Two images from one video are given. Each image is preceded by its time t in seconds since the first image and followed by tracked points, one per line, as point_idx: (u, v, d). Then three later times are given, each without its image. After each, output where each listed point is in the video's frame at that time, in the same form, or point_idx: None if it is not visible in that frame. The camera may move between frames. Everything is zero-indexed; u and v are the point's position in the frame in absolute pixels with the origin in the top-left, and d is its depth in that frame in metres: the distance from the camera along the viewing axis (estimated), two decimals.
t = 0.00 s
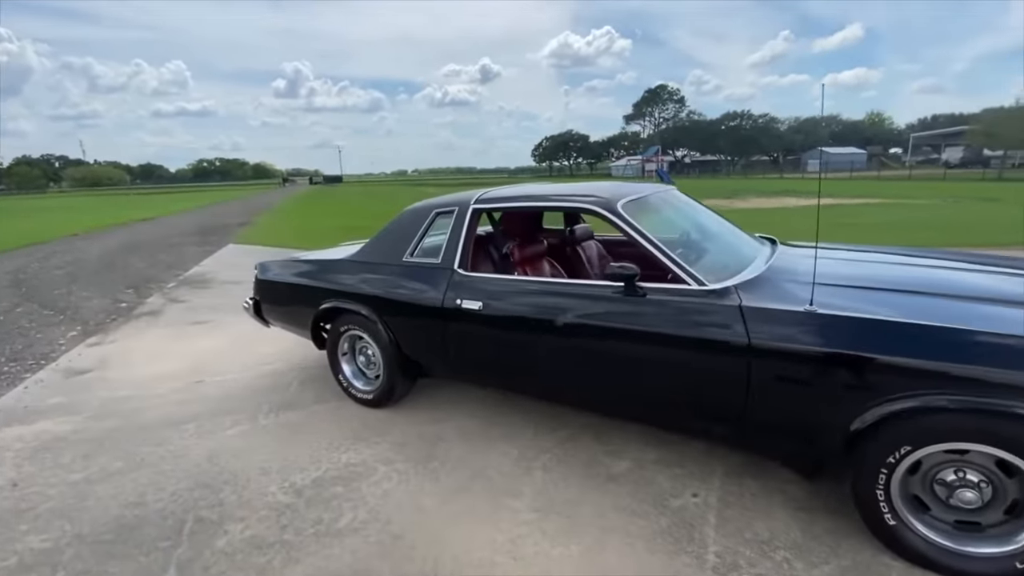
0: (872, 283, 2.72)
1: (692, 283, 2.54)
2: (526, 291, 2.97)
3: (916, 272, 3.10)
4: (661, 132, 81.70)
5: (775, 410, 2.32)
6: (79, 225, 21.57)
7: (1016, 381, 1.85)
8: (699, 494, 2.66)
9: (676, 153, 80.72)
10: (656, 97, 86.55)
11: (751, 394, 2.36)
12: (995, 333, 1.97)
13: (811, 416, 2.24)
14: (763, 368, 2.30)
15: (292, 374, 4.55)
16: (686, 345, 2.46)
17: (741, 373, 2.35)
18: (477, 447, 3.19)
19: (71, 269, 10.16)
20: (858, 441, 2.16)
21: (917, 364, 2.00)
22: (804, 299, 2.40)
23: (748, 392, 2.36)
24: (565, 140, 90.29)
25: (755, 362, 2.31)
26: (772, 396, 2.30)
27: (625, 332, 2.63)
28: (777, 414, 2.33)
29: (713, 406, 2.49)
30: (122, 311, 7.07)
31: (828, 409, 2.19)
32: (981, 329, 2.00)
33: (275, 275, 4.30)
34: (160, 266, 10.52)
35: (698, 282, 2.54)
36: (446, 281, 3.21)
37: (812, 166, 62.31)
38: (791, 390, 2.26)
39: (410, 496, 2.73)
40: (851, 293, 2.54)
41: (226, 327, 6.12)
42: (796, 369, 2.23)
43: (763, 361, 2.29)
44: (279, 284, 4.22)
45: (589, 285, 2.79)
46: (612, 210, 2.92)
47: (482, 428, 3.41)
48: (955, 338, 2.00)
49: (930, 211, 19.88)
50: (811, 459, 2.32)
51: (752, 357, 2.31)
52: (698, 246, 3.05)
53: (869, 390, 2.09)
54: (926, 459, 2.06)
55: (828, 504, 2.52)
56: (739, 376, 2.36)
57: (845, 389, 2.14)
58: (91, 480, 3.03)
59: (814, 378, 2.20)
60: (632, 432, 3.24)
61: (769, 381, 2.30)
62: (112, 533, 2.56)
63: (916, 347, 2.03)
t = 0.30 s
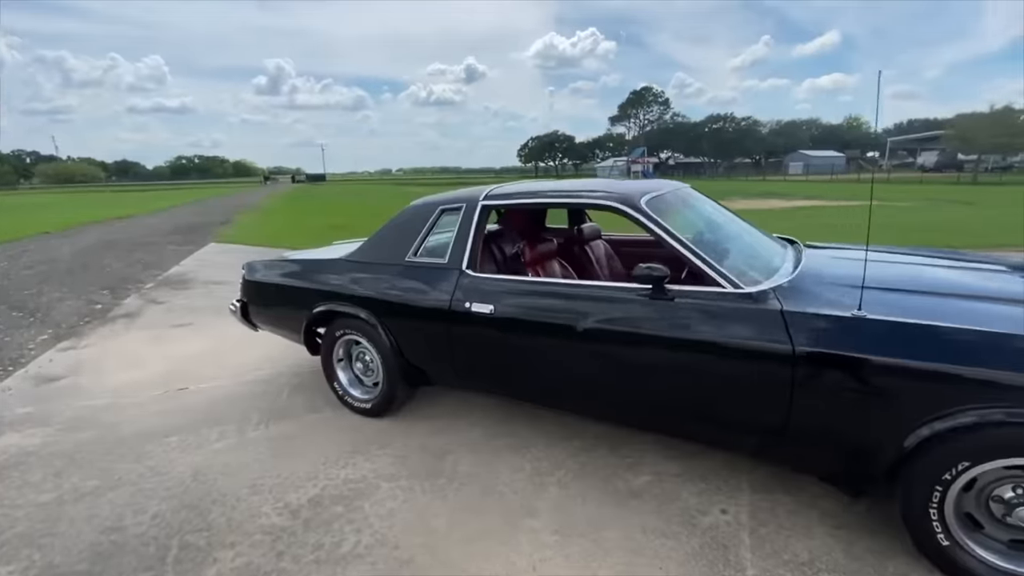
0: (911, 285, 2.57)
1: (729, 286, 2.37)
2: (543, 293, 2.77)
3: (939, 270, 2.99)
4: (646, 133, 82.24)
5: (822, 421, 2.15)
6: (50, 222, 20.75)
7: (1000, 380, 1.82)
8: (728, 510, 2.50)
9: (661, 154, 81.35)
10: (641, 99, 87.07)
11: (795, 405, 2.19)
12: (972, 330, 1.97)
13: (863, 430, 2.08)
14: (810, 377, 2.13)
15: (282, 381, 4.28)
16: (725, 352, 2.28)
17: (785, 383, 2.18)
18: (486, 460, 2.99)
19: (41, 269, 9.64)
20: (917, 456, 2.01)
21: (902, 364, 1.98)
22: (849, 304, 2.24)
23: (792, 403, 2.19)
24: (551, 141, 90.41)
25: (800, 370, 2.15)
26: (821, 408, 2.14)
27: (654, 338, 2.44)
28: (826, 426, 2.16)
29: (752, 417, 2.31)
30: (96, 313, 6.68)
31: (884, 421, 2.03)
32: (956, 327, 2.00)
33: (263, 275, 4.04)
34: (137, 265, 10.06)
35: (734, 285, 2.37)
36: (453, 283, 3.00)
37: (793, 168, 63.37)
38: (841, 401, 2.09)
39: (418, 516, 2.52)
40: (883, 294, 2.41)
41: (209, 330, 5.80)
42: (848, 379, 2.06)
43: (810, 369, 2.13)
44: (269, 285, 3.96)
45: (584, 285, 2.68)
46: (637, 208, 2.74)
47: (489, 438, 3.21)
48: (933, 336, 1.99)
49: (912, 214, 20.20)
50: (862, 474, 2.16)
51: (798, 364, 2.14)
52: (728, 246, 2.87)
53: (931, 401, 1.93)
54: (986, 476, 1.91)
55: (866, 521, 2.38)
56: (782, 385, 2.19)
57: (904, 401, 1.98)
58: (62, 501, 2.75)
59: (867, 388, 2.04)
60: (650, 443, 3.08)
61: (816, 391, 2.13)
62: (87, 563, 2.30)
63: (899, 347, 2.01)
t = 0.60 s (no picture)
0: (939, 298, 2.50)
1: (764, 298, 2.25)
2: (564, 304, 2.62)
3: (958, 279, 2.94)
4: (628, 134, 82.81)
5: (865, 439, 2.06)
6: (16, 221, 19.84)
7: (992, 390, 1.84)
8: (757, 531, 2.39)
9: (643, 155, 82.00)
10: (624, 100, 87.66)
11: (839, 422, 2.09)
12: (954, 339, 2.00)
13: (911, 448, 1.99)
14: (855, 393, 2.04)
15: (273, 394, 4.06)
16: (764, 368, 2.17)
17: (829, 399, 2.08)
18: (498, 480, 2.83)
19: (7, 272, 9.13)
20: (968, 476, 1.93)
21: (900, 373, 1.97)
22: (889, 321, 2.16)
23: (835, 420, 2.09)
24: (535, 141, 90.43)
25: (845, 386, 2.05)
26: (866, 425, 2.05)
27: (687, 352, 2.31)
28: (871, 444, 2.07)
29: (791, 435, 2.21)
30: (68, 321, 6.32)
31: (933, 440, 1.95)
32: (940, 335, 2.02)
33: (254, 283, 3.81)
34: (111, 268, 9.61)
35: (769, 296, 2.25)
36: (464, 293, 2.83)
37: (772, 170, 64.44)
38: (889, 418, 2.00)
39: (432, 545, 2.36)
40: (912, 306, 2.34)
41: (191, 338, 5.51)
42: (895, 395, 1.97)
43: (856, 385, 2.03)
44: (261, 293, 3.73)
45: (583, 293, 2.60)
46: (661, 214, 2.59)
47: (499, 456, 3.06)
48: (923, 344, 2.00)
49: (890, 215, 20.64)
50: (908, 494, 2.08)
51: (843, 379, 2.04)
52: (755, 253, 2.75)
53: (984, 419, 1.85)
54: None
55: (901, 541, 2.30)
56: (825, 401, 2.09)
57: (955, 419, 1.89)
58: (36, 535, 2.51)
59: (916, 405, 1.95)
60: (668, 458, 2.97)
61: (860, 408, 2.04)
62: None
63: (895, 355, 2.00)
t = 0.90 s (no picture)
0: (966, 295, 2.48)
1: (799, 298, 2.21)
2: (586, 302, 2.55)
3: (974, 275, 2.94)
4: (610, 134, 83.28)
5: (902, 440, 2.03)
6: None
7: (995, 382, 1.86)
8: (788, 534, 2.35)
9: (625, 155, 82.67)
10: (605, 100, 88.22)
11: (863, 420, 2.07)
12: (967, 336, 1.98)
13: (937, 446, 1.98)
14: (893, 394, 2.00)
15: (271, 400, 3.89)
16: (789, 367, 2.13)
17: (856, 398, 2.06)
18: (517, 487, 2.74)
19: None
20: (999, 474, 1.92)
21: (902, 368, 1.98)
22: (925, 318, 2.12)
23: (859, 418, 2.08)
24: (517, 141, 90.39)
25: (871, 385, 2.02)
26: (892, 423, 2.03)
27: (716, 353, 2.26)
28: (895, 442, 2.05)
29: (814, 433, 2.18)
30: (42, 326, 5.99)
31: (963, 438, 1.93)
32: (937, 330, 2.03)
33: (252, 284, 3.64)
34: (86, 271, 9.21)
35: (805, 296, 2.20)
36: (481, 294, 2.73)
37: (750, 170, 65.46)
38: (927, 418, 1.97)
39: (455, 559, 2.25)
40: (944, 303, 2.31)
41: (177, 343, 5.28)
42: (923, 395, 1.95)
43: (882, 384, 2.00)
44: (258, 295, 3.57)
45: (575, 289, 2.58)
46: (692, 213, 2.56)
47: (516, 462, 2.96)
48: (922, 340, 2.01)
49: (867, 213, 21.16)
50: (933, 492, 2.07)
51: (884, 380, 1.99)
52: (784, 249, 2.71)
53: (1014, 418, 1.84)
54: None
55: (933, 540, 2.27)
56: (851, 399, 2.06)
57: (988, 418, 1.88)
58: (24, 560, 2.33)
59: (945, 403, 1.93)
60: (688, 461, 2.91)
61: (897, 408, 2.01)
62: None
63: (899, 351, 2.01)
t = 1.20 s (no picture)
0: (999, 291, 2.45)
1: (837, 298, 2.17)
2: (612, 304, 2.52)
3: (997, 273, 2.93)
4: (596, 133, 83.61)
5: (941, 442, 2.02)
6: None
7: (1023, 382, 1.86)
8: (822, 538, 2.32)
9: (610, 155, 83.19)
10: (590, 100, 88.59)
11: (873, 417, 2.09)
12: (1013, 336, 1.95)
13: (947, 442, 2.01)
14: (934, 395, 1.98)
15: (276, 406, 3.77)
16: (799, 365, 2.15)
17: (867, 395, 2.08)
18: (541, 494, 2.67)
19: None
20: (1009, 469, 1.94)
21: (903, 366, 2.00)
22: (966, 317, 2.08)
23: (870, 415, 2.10)
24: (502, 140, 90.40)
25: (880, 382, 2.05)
26: (902, 420, 2.05)
27: (750, 355, 2.23)
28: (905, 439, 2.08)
29: (825, 430, 2.20)
30: (28, 330, 5.76)
31: (1005, 440, 1.92)
32: (939, 326, 2.03)
33: (257, 288, 3.51)
34: (70, 273, 8.93)
35: (843, 296, 2.17)
36: (503, 296, 2.67)
37: (734, 169, 66.24)
38: (970, 421, 1.95)
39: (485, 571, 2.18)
40: (982, 299, 2.27)
41: (173, 347, 5.12)
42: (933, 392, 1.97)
43: (892, 382, 2.03)
44: (264, 298, 3.45)
45: (581, 290, 2.57)
46: (722, 212, 2.50)
47: (537, 467, 2.89)
48: (925, 336, 2.02)
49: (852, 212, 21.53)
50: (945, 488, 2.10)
51: (926, 381, 1.97)
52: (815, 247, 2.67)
53: (1020, 414, 1.87)
54: None
55: (966, 542, 2.26)
56: (862, 397, 2.09)
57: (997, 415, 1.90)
58: None
59: (954, 400, 1.95)
60: (712, 464, 2.87)
61: (938, 410, 1.98)
62: None
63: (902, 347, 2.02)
